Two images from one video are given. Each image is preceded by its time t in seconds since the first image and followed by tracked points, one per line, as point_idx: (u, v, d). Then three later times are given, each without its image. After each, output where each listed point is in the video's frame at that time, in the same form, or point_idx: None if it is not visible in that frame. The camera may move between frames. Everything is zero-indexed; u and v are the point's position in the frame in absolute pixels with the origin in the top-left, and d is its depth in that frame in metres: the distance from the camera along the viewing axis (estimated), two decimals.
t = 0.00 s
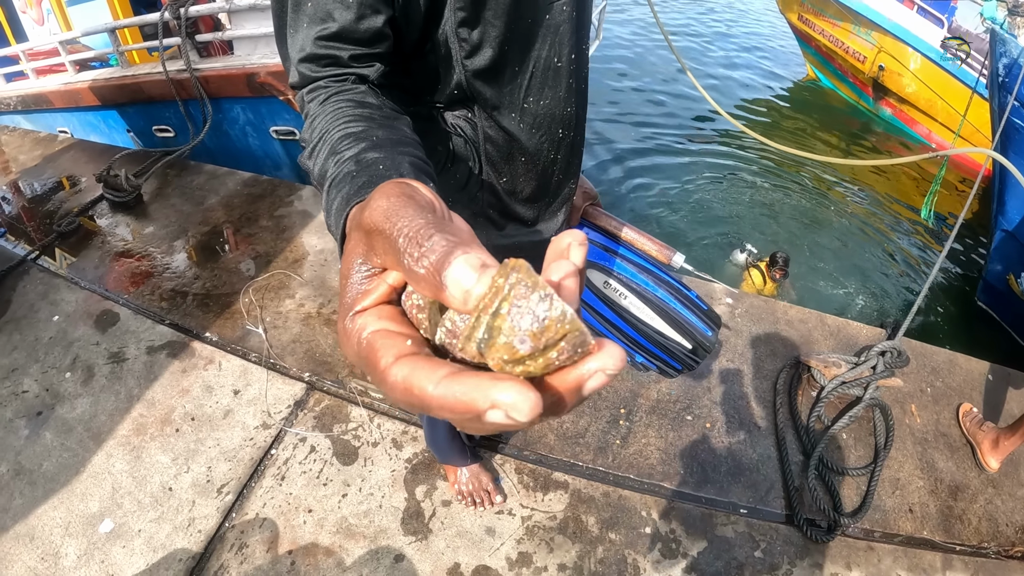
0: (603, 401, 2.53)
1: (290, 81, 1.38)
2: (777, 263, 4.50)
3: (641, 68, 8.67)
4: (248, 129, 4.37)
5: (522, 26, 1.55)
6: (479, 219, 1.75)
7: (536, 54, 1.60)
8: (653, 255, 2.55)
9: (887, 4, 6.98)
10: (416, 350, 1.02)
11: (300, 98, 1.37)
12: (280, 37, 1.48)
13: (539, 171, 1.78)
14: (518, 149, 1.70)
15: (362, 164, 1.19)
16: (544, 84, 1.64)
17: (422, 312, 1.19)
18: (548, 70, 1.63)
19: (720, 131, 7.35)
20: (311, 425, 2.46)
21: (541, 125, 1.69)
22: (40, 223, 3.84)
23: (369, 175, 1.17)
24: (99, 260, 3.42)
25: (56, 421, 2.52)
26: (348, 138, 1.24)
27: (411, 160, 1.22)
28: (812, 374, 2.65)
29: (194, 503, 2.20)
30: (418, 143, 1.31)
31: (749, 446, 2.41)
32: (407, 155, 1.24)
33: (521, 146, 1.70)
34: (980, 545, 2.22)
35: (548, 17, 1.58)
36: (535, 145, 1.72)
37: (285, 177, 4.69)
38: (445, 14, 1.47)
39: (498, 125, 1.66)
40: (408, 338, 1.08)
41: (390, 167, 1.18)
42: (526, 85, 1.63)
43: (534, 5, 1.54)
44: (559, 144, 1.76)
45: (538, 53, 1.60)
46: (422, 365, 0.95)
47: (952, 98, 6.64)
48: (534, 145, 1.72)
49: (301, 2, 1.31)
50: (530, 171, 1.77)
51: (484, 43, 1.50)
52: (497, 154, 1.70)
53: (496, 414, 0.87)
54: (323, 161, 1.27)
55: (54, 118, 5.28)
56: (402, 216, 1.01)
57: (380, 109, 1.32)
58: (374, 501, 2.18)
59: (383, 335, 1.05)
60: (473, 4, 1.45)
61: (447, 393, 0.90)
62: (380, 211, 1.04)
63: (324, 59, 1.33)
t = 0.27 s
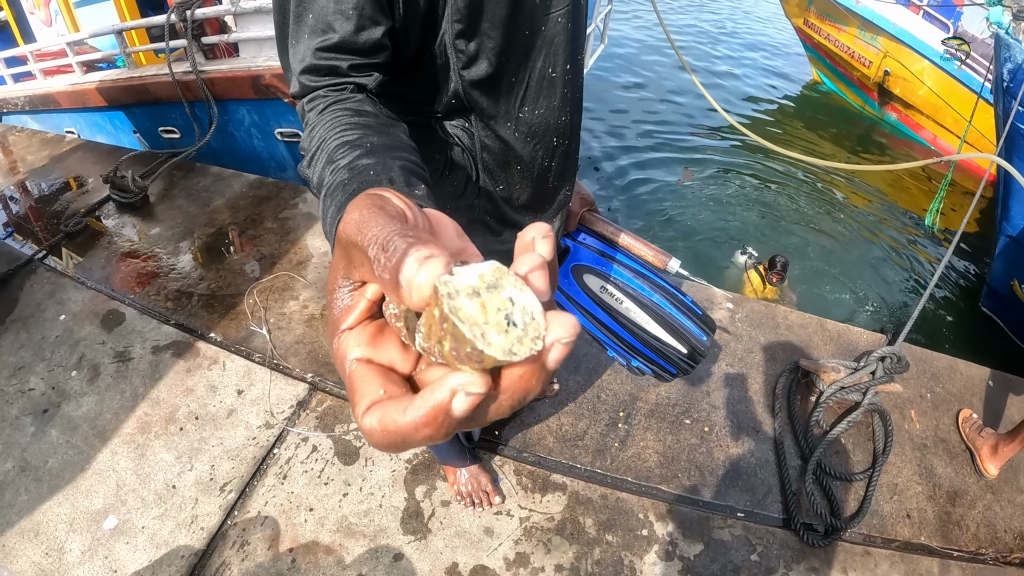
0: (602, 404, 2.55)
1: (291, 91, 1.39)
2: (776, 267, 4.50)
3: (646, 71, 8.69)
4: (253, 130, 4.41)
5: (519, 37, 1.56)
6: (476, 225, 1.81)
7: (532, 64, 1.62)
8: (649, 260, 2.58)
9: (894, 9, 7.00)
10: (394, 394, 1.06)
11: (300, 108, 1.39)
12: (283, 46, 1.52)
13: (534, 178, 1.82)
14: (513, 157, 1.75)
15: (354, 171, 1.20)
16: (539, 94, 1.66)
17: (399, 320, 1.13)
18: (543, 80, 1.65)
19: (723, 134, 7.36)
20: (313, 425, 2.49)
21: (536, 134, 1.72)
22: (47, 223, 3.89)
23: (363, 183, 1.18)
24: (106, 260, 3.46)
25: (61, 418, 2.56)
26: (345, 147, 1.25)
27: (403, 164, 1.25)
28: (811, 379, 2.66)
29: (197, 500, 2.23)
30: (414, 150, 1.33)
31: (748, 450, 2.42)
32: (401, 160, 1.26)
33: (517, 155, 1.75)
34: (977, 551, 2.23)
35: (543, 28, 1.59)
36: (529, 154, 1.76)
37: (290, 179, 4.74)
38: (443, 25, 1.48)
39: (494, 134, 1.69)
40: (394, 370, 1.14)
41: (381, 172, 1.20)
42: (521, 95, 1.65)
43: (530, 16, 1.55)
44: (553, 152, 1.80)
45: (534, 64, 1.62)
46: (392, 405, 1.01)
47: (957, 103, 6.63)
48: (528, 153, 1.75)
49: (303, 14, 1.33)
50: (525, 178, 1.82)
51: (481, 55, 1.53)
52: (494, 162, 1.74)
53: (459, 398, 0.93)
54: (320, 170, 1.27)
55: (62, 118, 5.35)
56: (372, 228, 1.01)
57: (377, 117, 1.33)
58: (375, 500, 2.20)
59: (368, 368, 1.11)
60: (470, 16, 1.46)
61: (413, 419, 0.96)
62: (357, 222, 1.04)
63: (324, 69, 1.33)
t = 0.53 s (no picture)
0: (604, 407, 2.58)
1: (306, 100, 1.44)
2: (776, 269, 4.58)
3: (649, 75, 8.71)
4: (259, 132, 4.45)
5: (525, 50, 1.59)
6: (482, 232, 1.83)
7: (537, 76, 1.65)
8: (651, 268, 2.57)
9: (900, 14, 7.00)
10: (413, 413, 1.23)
11: (315, 118, 1.44)
12: (297, 58, 1.54)
13: (539, 187, 1.85)
14: (519, 166, 1.78)
15: (371, 194, 1.27)
16: (543, 105, 1.70)
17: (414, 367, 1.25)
18: (546, 91, 1.68)
19: (726, 138, 7.37)
20: (318, 426, 2.52)
21: (541, 143, 1.76)
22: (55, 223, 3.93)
23: (378, 207, 1.25)
24: (113, 261, 3.50)
25: (69, 417, 2.59)
26: (360, 165, 1.31)
27: (415, 186, 1.31)
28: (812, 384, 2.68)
29: (203, 499, 2.27)
30: (424, 164, 1.39)
31: (749, 454, 2.44)
32: (413, 180, 1.32)
33: (522, 163, 1.78)
34: (975, 556, 2.25)
35: (549, 41, 1.62)
36: (534, 162, 1.79)
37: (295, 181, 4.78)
38: (451, 38, 1.50)
39: (501, 144, 1.72)
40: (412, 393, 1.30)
41: (395, 196, 1.26)
42: (527, 106, 1.68)
43: (536, 28, 1.58)
44: (557, 161, 1.84)
45: (539, 76, 1.66)
46: (408, 427, 1.17)
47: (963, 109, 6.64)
48: (533, 162, 1.79)
49: (316, 26, 1.35)
50: (530, 187, 1.84)
51: (490, 67, 1.55)
52: (500, 172, 1.77)
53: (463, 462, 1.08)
54: (337, 186, 1.34)
55: (70, 118, 5.40)
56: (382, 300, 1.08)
57: (388, 132, 1.39)
58: (379, 500, 2.23)
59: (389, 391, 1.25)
60: (478, 29, 1.48)
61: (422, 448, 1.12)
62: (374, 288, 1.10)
63: (338, 83, 1.38)
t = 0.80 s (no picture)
0: (606, 411, 2.59)
1: (311, 106, 1.46)
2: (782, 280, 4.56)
3: (652, 79, 8.73)
4: (262, 134, 4.48)
5: (529, 58, 1.61)
6: (486, 238, 1.82)
7: (541, 84, 1.66)
8: (653, 273, 2.54)
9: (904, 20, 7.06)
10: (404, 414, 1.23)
11: (320, 124, 1.46)
12: (303, 65, 1.56)
13: (543, 194, 1.84)
14: (523, 173, 1.77)
15: (373, 200, 1.29)
16: (547, 112, 1.70)
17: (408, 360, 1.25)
18: (550, 99, 1.69)
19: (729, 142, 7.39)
20: (321, 428, 2.53)
21: (545, 151, 1.76)
22: (60, 222, 3.95)
23: (380, 214, 1.27)
24: (117, 261, 3.52)
25: (73, 416, 2.61)
26: (363, 171, 1.33)
27: (416, 195, 1.33)
28: (813, 390, 2.69)
29: (206, 499, 2.28)
30: (426, 172, 1.41)
31: (750, 459, 2.45)
32: (414, 188, 1.33)
33: (526, 170, 1.77)
34: (976, 562, 2.25)
35: (553, 49, 1.64)
36: (538, 169, 1.78)
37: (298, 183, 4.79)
38: (456, 47, 1.53)
39: (505, 151, 1.73)
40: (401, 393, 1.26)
41: (395, 204, 1.28)
42: (531, 113, 1.69)
43: (540, 37, 1.60)
44: (561, 168, 1.82)
45: (543, 84, 1.66)
46: (403, 426, 1.17)
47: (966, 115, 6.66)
48: (537, 169, 1.78)
49: (323, 34, 1.37)
50: (534, 194, 1.83)
51: (493, 76, 1.57)
52: (504, 178, 1.77)
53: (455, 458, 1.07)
54: (340, 191, 1.36)
55: (74, 118, 5.43)
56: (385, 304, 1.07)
57: (392, 139, 1.41)
58: (381, 502, 2.25)
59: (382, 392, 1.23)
60: (483, 38, 1.51)
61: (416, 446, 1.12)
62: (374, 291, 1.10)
63: (343, 90, 1.39)
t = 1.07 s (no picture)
0: (607, 412, 2.59)
1: (312, 106, 1.46)
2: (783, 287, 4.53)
3: (653, 79, 8.74)
4: (262, 136, 4.48)
5: (532, 60, 1.58)
6: (488, 239, 1.83)
7: (543, 87, 1.64)
8: (655, 275, 2.50)
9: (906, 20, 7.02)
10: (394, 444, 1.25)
11: (320, 123, 1.45)
12: (304, 65, 1.56)
13: (544, 196, 1.83)
14: (525, 175, 1.76)
15: (372, 199, 1.28)
16: (549, 114, 1.68)
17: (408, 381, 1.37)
18: (553, 101, 1.67)
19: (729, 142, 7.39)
20: (322, 429, 2.53)
21: (547, 152, 1.74)
22: (60, 223, 3.95)
23: (378, 212, 1.26)
24: (118, 262, 3.52)
25: (73, 417, 2.60)
26: (362, 171, 1.33)
27: (416, 194, 1.32)
28: (814, 391, 2.68)
29: (206, 500, 2.28)
30: (427, 172, 1.40)
31: (751, 461, 2.45)
32: (414, 188, 1.33)
33: (528, 172, 1.76)
34: (977, 563, 2.25)
35: (556, 51, 1.61)
36: (540, 171, 1.77)
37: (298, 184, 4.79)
38: (458, 48, 1.52)
39: (507, 152, 1.71)
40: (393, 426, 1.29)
41: (395, 204, 1.28)
42: (533, 114, 1.67)
43: (543, 38, 1.57)
44: (563, 170, 1.81)
45: (545, 86, 1.64)
46: (391, 462, 1.17)
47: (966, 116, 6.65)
48: (538, 171, 1.77)
49: (324, 34, 1.37)
50: (536, 196, 1.82)
51: (495, 77, 1.55)
52: (506, 180, 1.77)
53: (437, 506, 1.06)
54: (339, 190, 1.36)
55: (74, 119, 5.43)
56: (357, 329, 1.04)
57: (392, 139, 1.41)
58: (382, 504, 2.25)
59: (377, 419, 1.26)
60: (485, 39, 1.50)
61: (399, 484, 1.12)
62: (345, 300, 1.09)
63: (344, 90, 1.39)
